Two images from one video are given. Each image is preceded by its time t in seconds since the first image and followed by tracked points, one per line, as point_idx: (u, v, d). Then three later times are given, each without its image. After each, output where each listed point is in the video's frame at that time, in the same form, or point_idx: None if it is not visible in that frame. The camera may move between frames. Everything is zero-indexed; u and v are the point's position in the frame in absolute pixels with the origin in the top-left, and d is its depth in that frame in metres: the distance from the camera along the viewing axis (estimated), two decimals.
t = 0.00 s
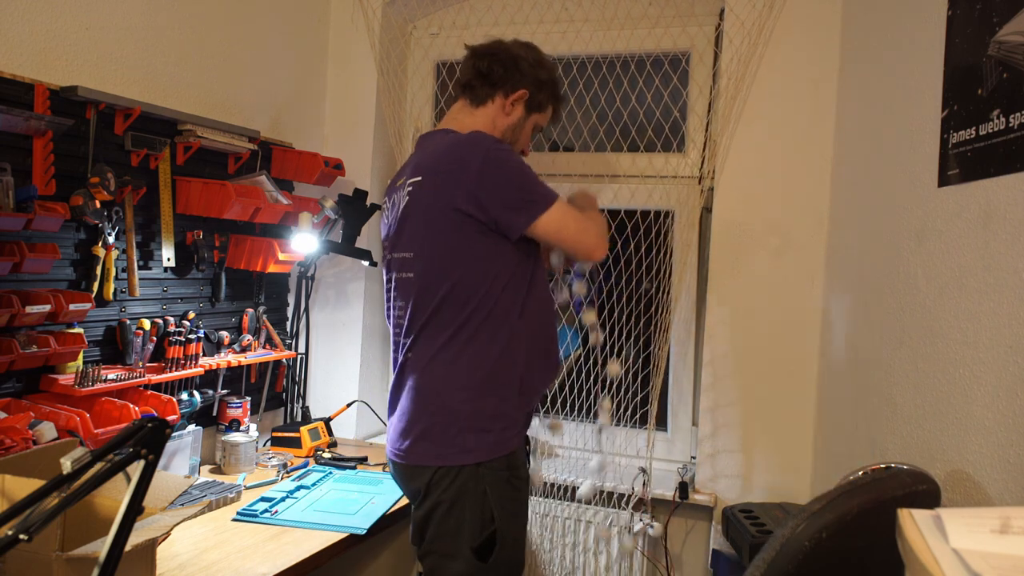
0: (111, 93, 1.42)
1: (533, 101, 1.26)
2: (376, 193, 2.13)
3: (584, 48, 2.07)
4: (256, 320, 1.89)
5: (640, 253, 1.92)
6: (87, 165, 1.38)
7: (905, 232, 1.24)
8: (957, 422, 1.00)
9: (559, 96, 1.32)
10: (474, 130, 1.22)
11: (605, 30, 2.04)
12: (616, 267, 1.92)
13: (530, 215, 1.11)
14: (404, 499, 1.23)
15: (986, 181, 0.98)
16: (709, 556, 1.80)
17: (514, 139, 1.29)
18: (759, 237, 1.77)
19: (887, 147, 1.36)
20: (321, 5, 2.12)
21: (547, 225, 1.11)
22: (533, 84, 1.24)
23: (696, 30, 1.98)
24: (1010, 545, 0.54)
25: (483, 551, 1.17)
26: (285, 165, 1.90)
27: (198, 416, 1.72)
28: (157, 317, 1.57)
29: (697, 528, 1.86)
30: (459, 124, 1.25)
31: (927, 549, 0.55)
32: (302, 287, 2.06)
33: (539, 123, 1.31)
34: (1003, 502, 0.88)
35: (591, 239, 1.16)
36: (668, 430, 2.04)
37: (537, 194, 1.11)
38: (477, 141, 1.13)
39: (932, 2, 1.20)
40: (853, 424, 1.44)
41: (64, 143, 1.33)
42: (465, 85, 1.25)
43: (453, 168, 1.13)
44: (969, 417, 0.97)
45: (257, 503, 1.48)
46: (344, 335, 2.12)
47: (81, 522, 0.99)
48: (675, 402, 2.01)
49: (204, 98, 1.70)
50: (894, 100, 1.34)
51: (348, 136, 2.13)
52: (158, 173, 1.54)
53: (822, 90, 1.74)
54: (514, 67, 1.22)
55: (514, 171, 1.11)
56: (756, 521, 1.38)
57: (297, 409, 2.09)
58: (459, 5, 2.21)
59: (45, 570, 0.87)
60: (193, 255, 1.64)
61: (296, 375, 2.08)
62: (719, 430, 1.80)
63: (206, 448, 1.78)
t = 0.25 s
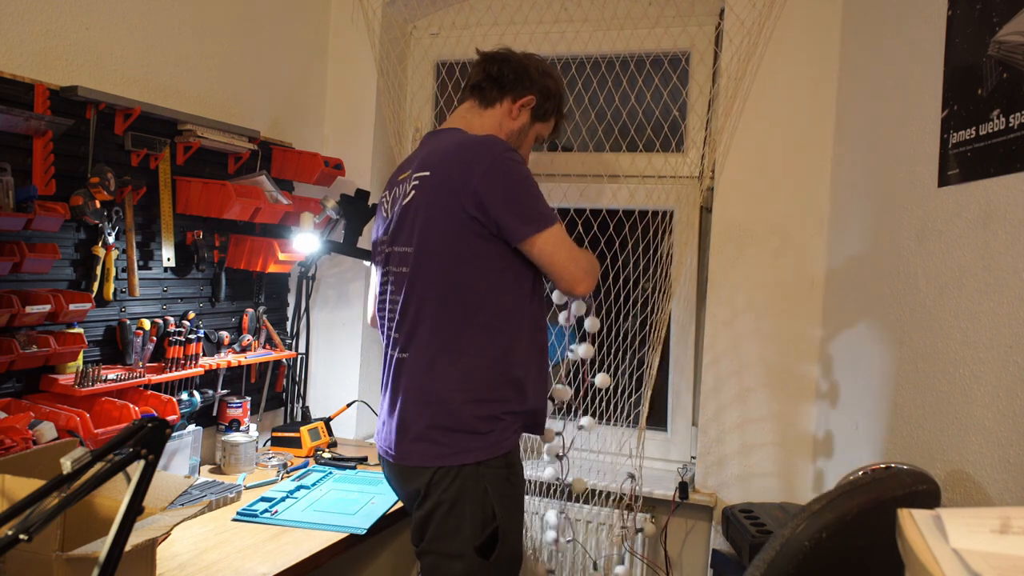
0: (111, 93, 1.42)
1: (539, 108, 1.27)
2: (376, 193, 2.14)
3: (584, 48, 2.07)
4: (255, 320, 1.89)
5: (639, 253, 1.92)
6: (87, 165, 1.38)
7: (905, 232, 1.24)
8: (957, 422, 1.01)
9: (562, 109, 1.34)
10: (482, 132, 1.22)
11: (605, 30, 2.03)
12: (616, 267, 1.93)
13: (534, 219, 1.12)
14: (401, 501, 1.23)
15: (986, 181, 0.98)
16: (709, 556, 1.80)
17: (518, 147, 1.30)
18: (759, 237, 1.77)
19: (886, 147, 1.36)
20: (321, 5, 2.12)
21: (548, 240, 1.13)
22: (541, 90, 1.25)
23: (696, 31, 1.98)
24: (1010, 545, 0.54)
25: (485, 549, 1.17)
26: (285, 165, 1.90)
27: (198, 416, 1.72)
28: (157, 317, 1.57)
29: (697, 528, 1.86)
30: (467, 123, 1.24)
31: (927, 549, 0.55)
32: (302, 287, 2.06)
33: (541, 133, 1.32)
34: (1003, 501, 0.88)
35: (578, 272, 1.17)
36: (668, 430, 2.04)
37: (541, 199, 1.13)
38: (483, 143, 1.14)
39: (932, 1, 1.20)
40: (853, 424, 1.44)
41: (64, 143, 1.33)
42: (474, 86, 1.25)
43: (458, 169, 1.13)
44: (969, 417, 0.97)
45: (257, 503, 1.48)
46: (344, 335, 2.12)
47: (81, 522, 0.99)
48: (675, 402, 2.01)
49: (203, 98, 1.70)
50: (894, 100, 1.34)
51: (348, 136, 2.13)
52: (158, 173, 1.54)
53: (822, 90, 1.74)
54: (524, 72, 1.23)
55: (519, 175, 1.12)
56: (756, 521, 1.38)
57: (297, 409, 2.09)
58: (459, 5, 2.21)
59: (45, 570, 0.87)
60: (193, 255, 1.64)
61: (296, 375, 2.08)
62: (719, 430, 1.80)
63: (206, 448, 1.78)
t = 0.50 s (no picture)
0: (111, 93, 1.42)
1: (537, 104, 1.26)
2: (376, 193, 2.14)
3: (584, 48, 2.07)
4: (255, 320, 1.89)
5: (639, 253, 1.92)
6: (87, 165, 1.38)
7: (905, 232, 1.24)
8: (957, 422, 1.01)
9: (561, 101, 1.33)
10: (481, 130, 1.22)
11: (605, 31, 2.03)
12: (616, 267, 1.93)
13: (537, 218, 1.12)
14: (400, 499, 1.23)
15: (986, 181, 0.98)
16: (709, 556, 1.80)
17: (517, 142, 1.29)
18: (759, 237, 1.77)
19: (886, 147, 1.37)
20: (321, 5, 2.12)
21: (551, 239, 1.12)
22: (539, 86, 1.24)
23: (696, 31, 1.98)
24: (1010, 545, 0.54)
25: (481, 548, 1.17)
26: (285, 165, 1.90)
27: (198, 415, 1.72)
28: (157, 317, 1.57)
29: (697, 528, 1.86)
30: (466, 122, 1.24)
31: (927, 549, 0.55)
32: (302, 287, 2.06)
33: (540, 127, 1.32)
34: (1003, 501, 0.88)
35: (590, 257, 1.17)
36: (668, 431, 2.04)
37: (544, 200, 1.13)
38: (485, 145, 1.14)
39: (931, 1, 1.20)
40: (853, 424, 1.44)
41: (64, 143, 1.33)
42: (473, 85, 1.25)
43: (461, 170, 1.13)
44: (969, 417, 0.97)
45: (257, 503, 1.48)
46: (344, 335, 2.12)
47: (82, 522, 0.99)
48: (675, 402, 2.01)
49: (203, 98, 1.70)
50: (894, 100, 1.34)
51: (348, 136, 2.13)
52: (158, 173, 1.54)
53: (822, 90, 1.74)
54: (521, 69, 1.22)
55: (522, 175, 1.12)
56: (756, 521, 1.38)
57: (297, 409, 2.09)
58: (459, 5, 2.21)
59: (45, 570, 0.87)
60: (193, 255, 1.64)
61: (296, 375, 2.08)
62: (719, 430, 1.80)
63: (206, 448, 1.78)
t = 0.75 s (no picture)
0: (111, 93, 1.42)
1: (531, 81, 1.24)
2: (376, 193, 2.14)
3: (584, 48, 2.07)
4: (255, 320, 1.89)
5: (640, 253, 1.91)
6: (87, 165, 1.38)
7: (904, 232, 1.24)
8: (957, 422, 1.00)
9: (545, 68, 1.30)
10: (484, 130, 1.23)
11: (605, 31, 2.04)
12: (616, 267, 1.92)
13: (546, 210, 1.13)
14: (408, 495, 1.23)
15: (986, 181, 0.98)
16: (709, 556, 1.80)
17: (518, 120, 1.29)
18: (759, 237, 1.77)
19: (886, 147, 1.37)
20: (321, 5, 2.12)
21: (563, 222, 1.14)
22: (528, 65, 1.22)
23: (696, 31, 1.98)
24: (1010, 545, 0.54)
25: (489, 544, 1.17)
26: (285, 165, 1.90)
27: (198, 416, 1.72)
28: (157, 317, 1.57)
29: (697, 528, 1.86)
30: (465, 125, 1.24)
31: (927, 549, 0.55)
32: (302, 287, 2.06)
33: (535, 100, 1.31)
34: (1003, 502, 0.88)
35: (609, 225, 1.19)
36: (668, 431, 2.04)
37: (555, 199, 1.13)
38: (494, 145, 1.14)
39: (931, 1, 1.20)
40: (853, 424, 1.44)
41: (64, 143, 1.33)
42: (463, 85, 1.23)
43: (471, 171, 1.13)
44: (969, 417, 0.97)
45: (257, 503, 1.48)
46: (344, 335, 2.12)
47: (82, 522, 0.99)
48: (675, 402, 2.01)
49: (204, 98, 1.70)
50: (894, 100, 1.34)
51: (348, 136, 2.13)
52: (158, 173, 1.54)
53: (822, 90, 1.74)
54: (507, 55, 1.19)
55: (531, 170, 1.13)
56: (756, 521, 1.38)
57: (297, 409, 2.09)
58: (459, 5, 2.22)
59: (45, 570, 0.87)
60: (193, 255, 1.64)
61: (296, 375, 2.08)
62: (719, 430, 1.80)
63: (206, 448, 1.78)
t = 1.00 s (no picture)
0: (111, 93, 1.42)
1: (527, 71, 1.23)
2: (376, 193, 2.14)
3: (584, 48, 2.07)
4: (255, 320, 1.89)
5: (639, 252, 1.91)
6: (88, 165, 1.38)
7: (905, 232, 1.24)
8: (957, 422, 1.00)
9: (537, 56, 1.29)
10: (490, 129, 1.24)
11: (605, 31, 2.04)
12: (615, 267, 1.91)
13: (561, 214, 1.12)
14: (417, 492, 1.23)
15: (986, 181, 0.98)
16: (709, 556, 1.80)
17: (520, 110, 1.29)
18: (760, 237, 1.77)
19: (886, 147, 1.37)
20: (321, 5, 2.12)
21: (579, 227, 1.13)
22: (522, 56, 1.21)
23: (696, 31, 1.98)
24: (1010, 545, 0.54)
25: (499, 540, 1.18)
26: (285, 165, 1.89)
27: (198, 416, 1.72)
28: (157, 317, 1.57)
29: (697, 528, 1.86)
30: (468, 128, 1.24)
31: (927, 549, 0.55)
32: (302, 287, 2.06)
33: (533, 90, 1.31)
34: (1003, 502, 0.88)
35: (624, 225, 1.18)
36: (668, 431, 2.04)
37: (572, 204, 1.12)
38: (510, 150, 1.13)
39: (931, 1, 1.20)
40: (853, 423, 1.44)
41: (64, 142, 1.33)
42: (461, 86, 1.23)
43: (488, 177, 1.12)
44: (969, 417, 0.97)
45: (257, 503, 1.48)
46: (344, 335, 2.12)
47: (82, 522, 0.99)
48: (675, 402, 2.01)
49: (204, 98, 1.70)
50: (894, 100, 1.34)
51: (348, 136, 2.13)
52: (157, 173, 1.54)
53: (822, 90, 1.74)
54: (499, 49, 1.19)
55: (545, 175, 1.12)
56: (756, 521, 1.38)
57: (297, 409, 2.09)
58: (459, 5, 2.22)
59: (45, 570, 0.87)
60: (193, 255, 1.64)
61: (296, 375, 2.08)
62: (719, 430, 1.80)
63: (206, 448, 1.78)
